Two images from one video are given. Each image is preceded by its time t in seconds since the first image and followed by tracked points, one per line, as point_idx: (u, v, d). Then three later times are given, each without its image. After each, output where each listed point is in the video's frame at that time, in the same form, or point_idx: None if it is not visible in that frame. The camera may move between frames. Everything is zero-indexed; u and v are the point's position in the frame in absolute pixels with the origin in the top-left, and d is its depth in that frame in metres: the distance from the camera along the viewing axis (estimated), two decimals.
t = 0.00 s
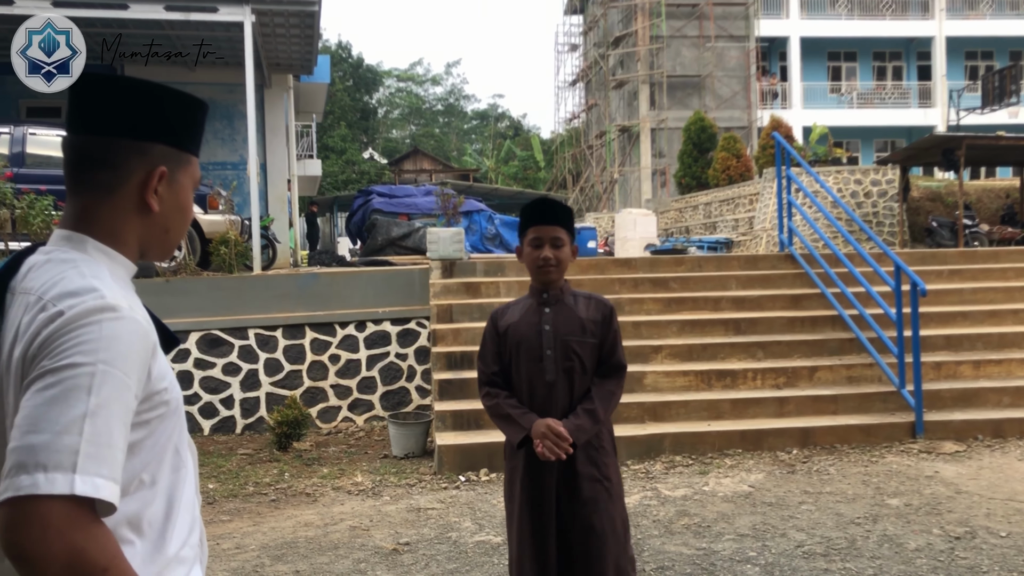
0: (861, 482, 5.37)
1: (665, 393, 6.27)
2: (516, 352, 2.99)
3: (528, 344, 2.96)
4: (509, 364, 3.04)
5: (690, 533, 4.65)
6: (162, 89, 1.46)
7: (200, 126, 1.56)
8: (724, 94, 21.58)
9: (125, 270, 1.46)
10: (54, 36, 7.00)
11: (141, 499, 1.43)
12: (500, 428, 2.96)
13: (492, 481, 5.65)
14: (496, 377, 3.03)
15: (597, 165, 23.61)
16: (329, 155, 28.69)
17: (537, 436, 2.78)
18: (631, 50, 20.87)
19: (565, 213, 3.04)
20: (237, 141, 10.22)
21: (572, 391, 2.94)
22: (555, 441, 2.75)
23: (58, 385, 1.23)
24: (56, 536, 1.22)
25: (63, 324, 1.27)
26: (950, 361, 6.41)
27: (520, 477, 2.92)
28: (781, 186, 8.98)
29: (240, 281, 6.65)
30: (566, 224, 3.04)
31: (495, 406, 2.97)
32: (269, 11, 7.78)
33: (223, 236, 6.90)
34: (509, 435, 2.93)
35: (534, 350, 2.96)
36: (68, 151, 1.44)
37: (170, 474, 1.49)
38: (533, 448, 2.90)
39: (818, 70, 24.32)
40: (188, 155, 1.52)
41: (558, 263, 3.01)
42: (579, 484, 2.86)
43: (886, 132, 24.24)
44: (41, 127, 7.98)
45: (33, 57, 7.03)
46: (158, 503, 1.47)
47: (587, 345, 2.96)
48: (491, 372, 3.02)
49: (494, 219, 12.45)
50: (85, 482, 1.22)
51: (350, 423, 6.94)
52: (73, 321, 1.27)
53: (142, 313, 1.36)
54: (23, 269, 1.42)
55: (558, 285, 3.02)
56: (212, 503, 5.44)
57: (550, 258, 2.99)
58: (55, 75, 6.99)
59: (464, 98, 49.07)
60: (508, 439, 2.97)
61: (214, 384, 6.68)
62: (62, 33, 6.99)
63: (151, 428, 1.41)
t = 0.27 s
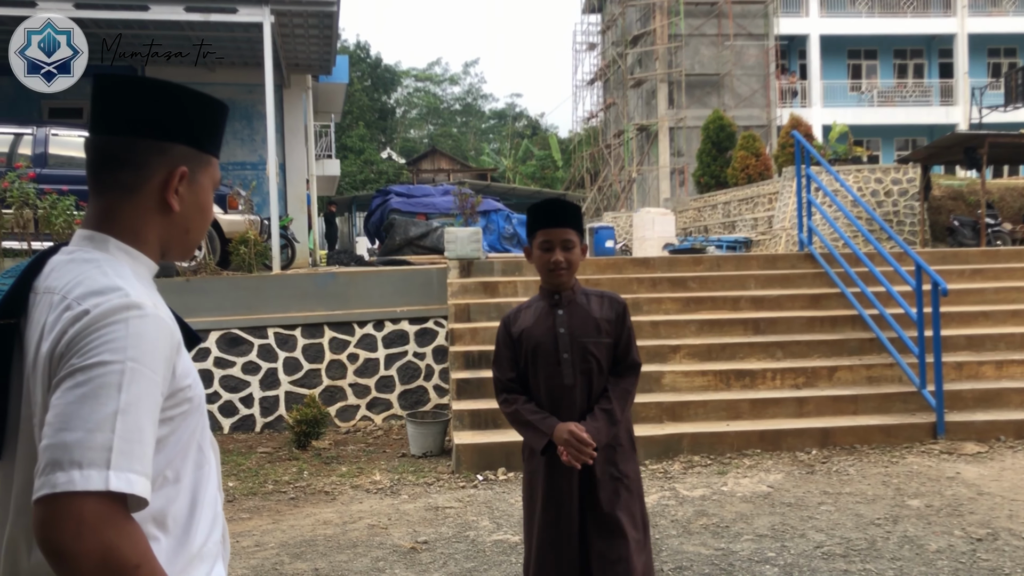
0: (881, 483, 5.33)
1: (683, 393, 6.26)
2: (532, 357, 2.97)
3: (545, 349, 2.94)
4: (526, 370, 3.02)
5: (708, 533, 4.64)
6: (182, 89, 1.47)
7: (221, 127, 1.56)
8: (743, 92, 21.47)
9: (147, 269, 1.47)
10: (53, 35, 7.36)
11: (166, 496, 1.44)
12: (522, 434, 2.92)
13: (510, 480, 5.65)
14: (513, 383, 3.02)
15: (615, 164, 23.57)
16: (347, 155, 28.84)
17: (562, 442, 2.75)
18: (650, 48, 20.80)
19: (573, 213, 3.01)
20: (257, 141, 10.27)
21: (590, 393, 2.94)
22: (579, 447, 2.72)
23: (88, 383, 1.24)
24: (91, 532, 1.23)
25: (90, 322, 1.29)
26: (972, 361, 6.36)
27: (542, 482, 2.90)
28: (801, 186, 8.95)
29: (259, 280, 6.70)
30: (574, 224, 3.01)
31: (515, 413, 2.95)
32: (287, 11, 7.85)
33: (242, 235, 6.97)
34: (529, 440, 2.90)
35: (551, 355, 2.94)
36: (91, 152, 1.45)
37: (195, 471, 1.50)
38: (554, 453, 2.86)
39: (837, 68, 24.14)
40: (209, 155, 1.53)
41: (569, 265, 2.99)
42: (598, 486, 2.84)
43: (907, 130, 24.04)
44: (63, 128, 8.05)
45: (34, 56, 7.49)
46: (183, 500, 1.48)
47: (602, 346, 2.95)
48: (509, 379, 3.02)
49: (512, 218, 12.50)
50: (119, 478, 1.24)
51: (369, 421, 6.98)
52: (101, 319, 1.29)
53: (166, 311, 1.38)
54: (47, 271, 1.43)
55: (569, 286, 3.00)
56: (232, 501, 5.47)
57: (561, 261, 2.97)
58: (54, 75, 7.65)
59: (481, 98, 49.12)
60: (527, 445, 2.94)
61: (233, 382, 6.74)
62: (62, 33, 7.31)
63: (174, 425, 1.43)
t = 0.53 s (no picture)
0: (900, 483, 5.29)
1: (699, 393, 6.24)
2: (569, 357, 2.98)
3: (583, 350, 2.95)
4: (560, 367, 3.03)
5: (725, 534, 4.61)
6: (203, 91, 1.47)
7: (242, 129, 1.56)
8: (760, 91, 21.40)
9: (168, 268, 1.48)
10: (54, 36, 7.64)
11: (186, 493, 1.44)
12: (543, 421, 2.93)
13: (525, 479, 5.65)
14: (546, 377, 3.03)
15: (631, 163, 23.56)
16: (363, 155, 28.97)
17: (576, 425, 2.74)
18: (666, 47, 20.78)
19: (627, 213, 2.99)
20: (274, 141, 10.36)
21: (625, 403, 2.92)
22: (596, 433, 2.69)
23: (111, 381, 1.25)
24: (115, 528, 1.24)
25: (112, 320, 1.30)
26: (992, 361, 6.32)
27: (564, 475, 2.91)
28: (819, 184, 8.93)
29: (277, 280, 6.76)
30: (627, 228, 2.99)
31: (538, 402, 2.96)
32: (304, 11, 7.90)
33: (259, 235, 7.04)
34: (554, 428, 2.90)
35: (588, 359, 2.94)
36: (113, 152, 1.47)
37: (216, 469, 1.51)
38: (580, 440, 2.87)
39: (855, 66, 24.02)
40: (229, 156, 1.53)
41: (616, 266, 2.99)
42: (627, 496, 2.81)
43: (926, 129, 23.88)
44: (82, 128, 8.12)
45: (34, 54, 7.84)
46: (204, 498, 1.48)
47: (643, 357, 2.93)
48: (539, 373, 3.03)
49: (528, 217, 12.55)
50: (143, 474, 1.25)
51: (385, 420, 7.02)
52: (123, 318, 1.30)
53: (187, 310, 1.39)
54: (70, 270, 1.45)
55: (616, 290, 2.99)
56: (250, 499, 5.50)
57: (608, 260, 2.97)
58: (54, 75, 8.22)
59: (496, 98, 49.12)
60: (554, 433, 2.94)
61: (251, 381, 6.79)
62: (62, 34, 7.59)
63: (196, 423, 1.43)
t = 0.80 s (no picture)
0: (915, 484, 5.24)
1: (713, 393, 6.22)
2: (594, 355, 2.99)
3: (608, 349, 2.95)
4: (586, 365, 3.04)
5: (739, 534, 4.58)
6: (222, 91, 1.46)
7: (262, 130, 1.56)
8: (774, 90, 21.31)
9: (187, 268, 1.48)
10: (54, 36, 7.40)
11: (204, 492, 1.45)
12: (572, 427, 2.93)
13: (539, 479, 5.65)
14: (572, 374, 3.05)
15: (644, 162, 23.51)
16: (377, 154, 29.08)
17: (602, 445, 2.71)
18: (680, 46, 20.72)
19: (660, 214, 2.96)
20: (288, 141, 10.43)
21: (650, 403, 2.90)
22: (615, 450, 2.65)
23: (131, 380, 1.26)
24: (135, 528, 1.24)
25: (133, 320, 1.30)
26: (1009, 362, 6.28)
27: (586, 480, 2.91)
28: (834, 184, 8.91)
29: (290, 280, 6.81)
30: (661, 230, 2.97)
31: (566, 406, 2.97)
32: (318, 11, 7.93)
33: (274, 235, 7.09)
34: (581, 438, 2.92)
35: (612, 357, 2.95)
36: (134, 152, 1.47)
37: (232, 468, 1.51)
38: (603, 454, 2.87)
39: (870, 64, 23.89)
40: (249, 157, 1.53)
41: (646, 267, 2.97)
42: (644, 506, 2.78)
43: (941, 127, 23.73)
44: (98, 129, 8.18)
45: (34, 56, 7.45)
46: (222, 497, 1.48)
47: (669, 358, 2.91)
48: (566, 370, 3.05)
49: (540, 216, 12.60)
50: (163, 474, 1.26)
51: (398, 420, 7.05)
52: (143, 318, 1.30)
53: (206, 309, 1.39)
54: (90, 269, 1.45)
55: (645, 290, 2.97)
56: (264, 497, 5.52)
57: (638, 262, 2.95)
58: (54, 75, 7.66)
59: (509, 98, 49.14)
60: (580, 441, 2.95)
61: (265, 380, 6.84)
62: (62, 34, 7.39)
63: (213, 422, 1.44)
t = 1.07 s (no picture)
0: (928, 484, 5.21)
1: (725, 392, 6.21)
2: (593, 352, 2.98)
3: (606, 346, 2.95)
4: (584, 362, 3.03)
5: (751, 533, 4.56)
6: (238, 91, 1.46)
7: (278, 130, 1.55)
8: (786, 88, 21.24)
9: (203, 268, 1.48)
10: (55, 36, 7.64)
11: (220, 491, 1.45)
12: (568, 419, 2.91)
13: (550, 478, 5.64)
14: (570, 372, 3.03)
15: (656, 161, 23.49)
16: (388, 153, 29.16)
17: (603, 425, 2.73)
18: (692, 44, 20.69)
19: (656, 214, 2.97)
20: (299, 141, 10.47)
21: (648, 400, 2.90)
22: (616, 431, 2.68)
23: (150, 380, 1.26)
24: (156, 526, 1.25)
25: (150, 320, 1.30)
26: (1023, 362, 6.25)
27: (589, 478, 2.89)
28: (846, 182, 8.90)
29: (302, 279, 6.86)
30: (656, 229, 2.97)
31: (564, 400, 2.95)
32: (329, 11, 7.94)
33: (285, 234, 7.13)
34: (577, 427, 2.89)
35: (611, 354, 2.94)
36: (151, 152, 1.46)
37: (247, 467, 1.50)
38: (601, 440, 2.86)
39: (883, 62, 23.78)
40: (265, 156, 1.52)
41: (643, 267, 2.97)
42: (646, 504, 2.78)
43: (955, 125, 23.63)
44: (111, 129, 8.22)
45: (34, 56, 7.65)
46: (237, 495, 1.48)
47: (667, 355, 2.91)
48: (565, 368, 3.03)
49: (552, 215, 12.60)
50: (183, 472, 1.26)
51: (409, 418, 7.08)
52: (161, 317, 1.30)
53: (223, 309, 1.39)
54: (106, 269, 1.45)
55: (643, 288, 2.98)
56: (276, 496, 5.54)
57: (635, 262, 2.96)
58: (54, 75, 8.03)
59: (521, 97, 49.15)
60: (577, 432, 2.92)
61: (277, 379, 6.88)
62: (63, 34, 7.65)
63: (229, 421, 1.43)
